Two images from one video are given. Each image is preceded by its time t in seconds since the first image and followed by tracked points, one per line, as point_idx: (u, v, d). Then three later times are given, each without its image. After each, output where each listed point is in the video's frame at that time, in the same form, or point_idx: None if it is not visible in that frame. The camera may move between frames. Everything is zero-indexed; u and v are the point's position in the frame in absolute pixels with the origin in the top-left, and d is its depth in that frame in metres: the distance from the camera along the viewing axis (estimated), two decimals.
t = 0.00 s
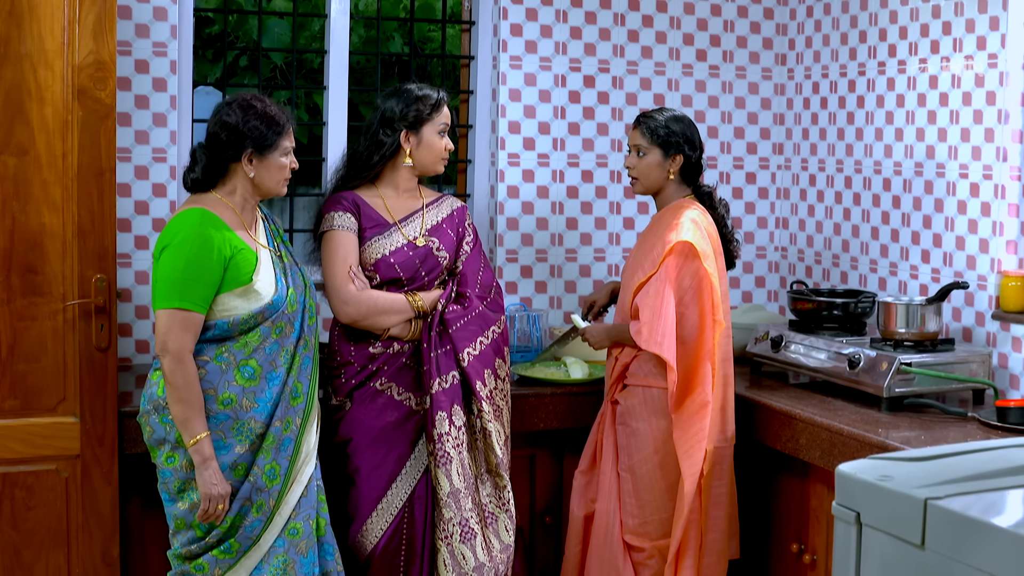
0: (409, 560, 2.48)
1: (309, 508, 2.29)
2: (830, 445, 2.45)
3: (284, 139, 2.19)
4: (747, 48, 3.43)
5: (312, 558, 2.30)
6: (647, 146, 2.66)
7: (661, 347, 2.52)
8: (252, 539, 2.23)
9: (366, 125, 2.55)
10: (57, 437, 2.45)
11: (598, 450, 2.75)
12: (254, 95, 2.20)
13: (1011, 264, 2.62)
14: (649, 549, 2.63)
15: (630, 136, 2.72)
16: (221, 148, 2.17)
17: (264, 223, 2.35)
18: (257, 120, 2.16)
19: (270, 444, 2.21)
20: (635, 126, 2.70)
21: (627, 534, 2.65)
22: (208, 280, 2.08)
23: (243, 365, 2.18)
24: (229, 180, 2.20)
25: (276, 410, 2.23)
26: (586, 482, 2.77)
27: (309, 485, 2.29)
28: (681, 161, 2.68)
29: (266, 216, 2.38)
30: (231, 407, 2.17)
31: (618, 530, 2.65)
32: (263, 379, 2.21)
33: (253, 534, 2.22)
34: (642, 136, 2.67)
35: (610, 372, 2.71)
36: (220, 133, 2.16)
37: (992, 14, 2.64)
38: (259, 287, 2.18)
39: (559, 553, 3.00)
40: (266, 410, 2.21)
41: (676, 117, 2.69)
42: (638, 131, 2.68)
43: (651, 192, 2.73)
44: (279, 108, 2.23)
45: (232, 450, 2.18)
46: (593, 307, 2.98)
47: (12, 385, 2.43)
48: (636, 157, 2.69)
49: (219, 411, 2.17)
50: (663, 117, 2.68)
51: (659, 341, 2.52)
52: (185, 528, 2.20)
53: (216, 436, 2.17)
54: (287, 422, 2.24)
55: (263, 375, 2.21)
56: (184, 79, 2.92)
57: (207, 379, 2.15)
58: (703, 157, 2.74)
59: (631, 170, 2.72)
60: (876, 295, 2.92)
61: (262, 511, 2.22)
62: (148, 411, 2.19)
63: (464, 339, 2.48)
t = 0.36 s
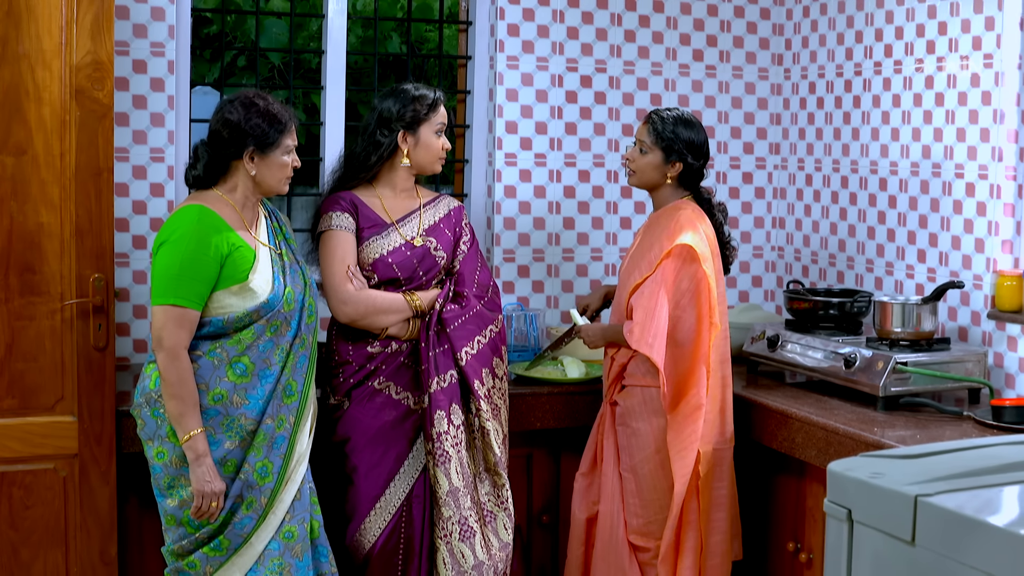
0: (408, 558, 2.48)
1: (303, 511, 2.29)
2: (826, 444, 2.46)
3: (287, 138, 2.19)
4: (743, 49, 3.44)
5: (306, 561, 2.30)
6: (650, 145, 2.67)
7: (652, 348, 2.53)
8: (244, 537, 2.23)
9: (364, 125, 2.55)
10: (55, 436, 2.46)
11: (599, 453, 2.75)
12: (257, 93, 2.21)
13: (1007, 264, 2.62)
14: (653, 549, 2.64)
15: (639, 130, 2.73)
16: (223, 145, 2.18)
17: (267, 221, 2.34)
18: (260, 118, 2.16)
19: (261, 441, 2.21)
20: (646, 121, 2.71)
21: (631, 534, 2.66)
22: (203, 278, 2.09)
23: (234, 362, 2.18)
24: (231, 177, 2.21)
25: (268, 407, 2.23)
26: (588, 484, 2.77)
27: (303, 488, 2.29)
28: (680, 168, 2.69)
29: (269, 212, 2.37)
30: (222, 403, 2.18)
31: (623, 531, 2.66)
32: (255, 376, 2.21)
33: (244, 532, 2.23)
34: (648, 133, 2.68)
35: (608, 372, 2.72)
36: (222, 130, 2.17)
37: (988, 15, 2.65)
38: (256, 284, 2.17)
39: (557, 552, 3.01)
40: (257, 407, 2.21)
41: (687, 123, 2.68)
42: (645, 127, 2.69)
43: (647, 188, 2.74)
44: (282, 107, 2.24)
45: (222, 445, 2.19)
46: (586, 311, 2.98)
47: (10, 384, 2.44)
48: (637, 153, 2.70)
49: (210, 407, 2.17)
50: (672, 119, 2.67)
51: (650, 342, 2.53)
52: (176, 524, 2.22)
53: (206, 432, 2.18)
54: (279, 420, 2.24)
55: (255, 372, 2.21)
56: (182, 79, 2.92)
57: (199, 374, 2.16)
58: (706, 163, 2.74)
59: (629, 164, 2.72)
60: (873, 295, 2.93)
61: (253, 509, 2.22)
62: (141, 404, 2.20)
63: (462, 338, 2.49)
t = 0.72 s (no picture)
0: (407, 556, 2.49)
1: (293, 512, 2.31)
2: (823, 442, 2.47)
3: (276, 135, 2.21)
4: (741, 48, 3.44)
5: (297, 563, 2.33)
6: (648, 146, 2.67)
7: (668, 351, 2.54)
8: (228, 537, 2.24)
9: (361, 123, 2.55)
10: (55, 434, 2.47)
11: (595, 451, 2.77)
12: (247, 89, 2.21)
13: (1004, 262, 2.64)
14: (650, 546, 2.64)
15: (638, 132, 2.73)
16: (212, 143, 2.18)
17: (254, 216, 2.33)
18: (249, 115, 2.17)
19: (243, 441, 2.22)
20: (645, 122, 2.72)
21: (627, 532, 2.67)
22: (184, 274, 2.10)
23: (216, 360, 2.19)
24: (219, 174, 2.22)
25: (252, 406, 2.23)
26: (584, 482, 2.78)
27: (292, 489, 2.31)
28: (679, 171, 2.69)
29: (257, 208, 2.37)
30: (204, 402, 2.19)
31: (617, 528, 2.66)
32: (239, 374, 2.22)
33: (227, 532, 2.24)
34: (646, 136, 2.68)
35: (606, 370, 2.73)
36: (211, 127, 2.18)
37: (984, 13, 2.66)
38: (235, 280, 2.17)
39: (555, 549, 3.02)
40: (241, 406, 2.22)
41: (685, 123, 2.68)
42: (645, 130, 2.69)
43: (647, 188, 2.75)
44: (272, 102, 2.24)
45: (206, 445, 2.20)
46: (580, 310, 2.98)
47: (9, 382, 2.44)
48: (636, 154, 2.70)
49: (193, 405, 2.19)
50: (671, 121, 2.67)
51: (666, 345, 2.54)
52: (164, 524, 2.23)
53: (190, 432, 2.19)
54: (264, 419, 2.25)
55: (238, 370, 2.21)
56: (181, 78, 2.93)
57: (181, 372, 2.17)
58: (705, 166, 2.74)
59: (628, 164, 2.73)
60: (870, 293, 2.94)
61: (235, 509, 2.24)
62: (127, 405, 2.23)
63: (460, 336, 2.50)
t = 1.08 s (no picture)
0: (406, 553, 2.50)
1: (264, 517, 2.30)
2: (821, 441, 2.48)
3: (277, 141, 2.21)
4: (740, 48, 3.45)
5: (266, 569, 2.31)
6: (648, 148, 2.68)
7: (671, 350, 2.54)
8: (198, 536, 2.27)
9: (358, 124, 2.56)
10: (56, 433, 2.48)
11: (591, 449, 2.78)
12: (251, 93, 2.22)
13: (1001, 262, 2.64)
14: (646, 544, 2.65)
15: (637, 133, 2.74)
16: (212, 145, 2.19)
17: (250, 219, 2.32)
18: (251, 121, 2.18)
19: (215, 442, 2.24)
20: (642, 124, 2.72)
21: (623, 529, 2.68)
22: (164, 272, 2.12)
23: (191, 360, 2.21)
24: (217, 176, 2.23)
25: (227, 408, 2.25)
26: (580, 480, 2.79)
27: (266, 494, 2.30)
28: (679, 171, 2.70)
29: (258, 210, 2.36)
30: (179, 400, 2.22)
31: (614, 526, 2.67)
32: (214, 375, 2.23)
33: (196, 532, 2.26)
34: (644, 138, 2.69)
35: (604, 368, 2.74)
36: (213, 129, 2.19)
37: (982, 14, 2.66)
38: (215, 282, 2.18)
39: (553, 548, 3.03)
40: (216, 407, 2.24)
41: (682, 122, 2.69)
42: (642, 133, 2.70)
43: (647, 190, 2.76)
44: (276, 108, 2.25)
45: (179, 443, 2.23)
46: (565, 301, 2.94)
47: (9, 381, 2.45)
48: (636, 157, 2.71)
49: (167, 403, 2.21)
50: (669, 123, 2.68)
51: (668, 344, 2.55)
52: (142, 518, 2.26)
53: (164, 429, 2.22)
54: (240, 421, 2.26)
55: (213, 371, 2.23)
56: (180, 78, 2.94)
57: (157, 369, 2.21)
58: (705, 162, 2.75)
59: (627, 168, 2.74)
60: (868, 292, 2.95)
61: (205, 509, 2.25)
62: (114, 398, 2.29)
63: (460, 334, 2.50)
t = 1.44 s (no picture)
0: (405, 551, 2.50)
1: (264, 510, 2.30)
2: (818, 440, 2.48)
3: (281, 144, 2.21)
4: (738, 48, 3.45)
5: (264, 561, 2.31)
6: (646, 146, 2.68)
7: (676, 350, 2.55)
8: (199, 529, 2.27)
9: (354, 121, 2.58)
10: (55, 432, 2.49)
11: (591, 448, 2.77)
12: (256, 96, 2.23)
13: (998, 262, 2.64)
14: (650, 541, 2.66)
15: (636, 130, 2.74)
16: (218, 147, 2.20)
17: (257, 219, 2.33)
18: (256, 124, 2.18)
19: (217, 438, 2.24)
20: (643, 122, 2.73)
21: (626, 527, 2.69)
22: (167, 273, 2.15)
23: (194, 358, 2.22)
24: (223, 178, 2.24)
25: (229, 405, 2.25)
26: (579, 480, 2.78)
27: (266, 489, 2.30)
28: (671, 173, 2.71)
29: (266, 210, 2.37)
30: (182, 396, 2.23)
31: (618, 524, 2.68)
32: (218, 373, 2.24)
33: (197, 524, 2.26)
34: (645, 135, 2.69)
35: (603, 367, 2.74)
36: (219, 131, 2.19)
37: (979, 14, 2.67)
38: (217, 284, 2.20)
39: (551, 547, 3.03)
40: (218, 403, 2.25)
41: (684, 126, 2.70)
42: (643, 129, 2.70)
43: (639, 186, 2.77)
44: (282, 110, 2.25)
45: (181, 437, 2.24)
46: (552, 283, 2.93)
47: (9, 380, 2.46)
48: (632, 153, 2.71)
49: (170, 399, 2.23)
50: (671, 124, 2.69)
51: (674, 343, 2.56)
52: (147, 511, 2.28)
53: (167, 424, 2.23)
54: (242, 418, 2.26)
55: (217, 369, 2.24)
56: (180, 78, 2.95)
57: (161, 367, 2.21)
58: (699, 169, 2.77)
59: (622, 162, 2.74)
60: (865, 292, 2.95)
61: (205, 503, 2.25)
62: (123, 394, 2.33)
63: (458, 332, 2.51)
